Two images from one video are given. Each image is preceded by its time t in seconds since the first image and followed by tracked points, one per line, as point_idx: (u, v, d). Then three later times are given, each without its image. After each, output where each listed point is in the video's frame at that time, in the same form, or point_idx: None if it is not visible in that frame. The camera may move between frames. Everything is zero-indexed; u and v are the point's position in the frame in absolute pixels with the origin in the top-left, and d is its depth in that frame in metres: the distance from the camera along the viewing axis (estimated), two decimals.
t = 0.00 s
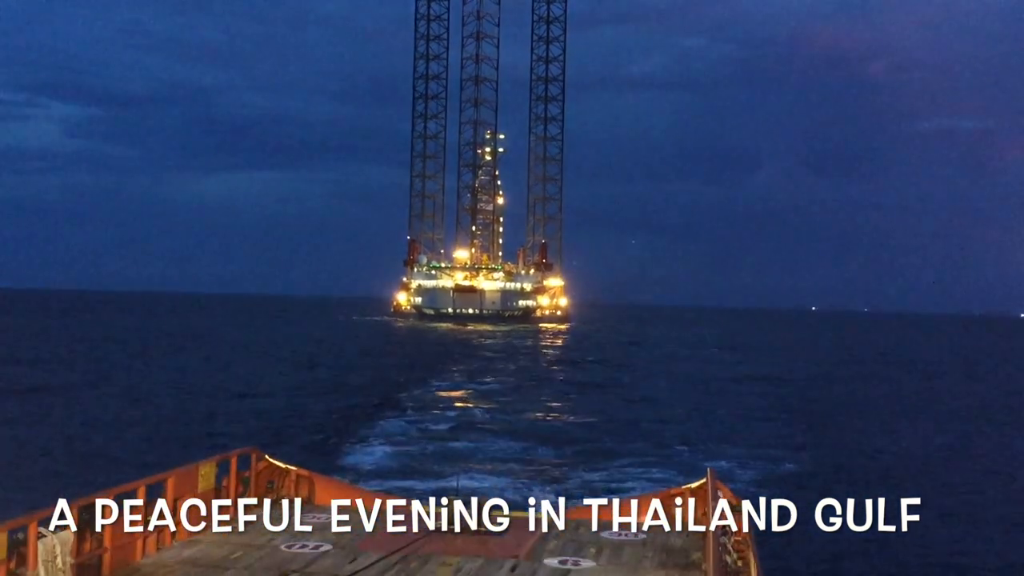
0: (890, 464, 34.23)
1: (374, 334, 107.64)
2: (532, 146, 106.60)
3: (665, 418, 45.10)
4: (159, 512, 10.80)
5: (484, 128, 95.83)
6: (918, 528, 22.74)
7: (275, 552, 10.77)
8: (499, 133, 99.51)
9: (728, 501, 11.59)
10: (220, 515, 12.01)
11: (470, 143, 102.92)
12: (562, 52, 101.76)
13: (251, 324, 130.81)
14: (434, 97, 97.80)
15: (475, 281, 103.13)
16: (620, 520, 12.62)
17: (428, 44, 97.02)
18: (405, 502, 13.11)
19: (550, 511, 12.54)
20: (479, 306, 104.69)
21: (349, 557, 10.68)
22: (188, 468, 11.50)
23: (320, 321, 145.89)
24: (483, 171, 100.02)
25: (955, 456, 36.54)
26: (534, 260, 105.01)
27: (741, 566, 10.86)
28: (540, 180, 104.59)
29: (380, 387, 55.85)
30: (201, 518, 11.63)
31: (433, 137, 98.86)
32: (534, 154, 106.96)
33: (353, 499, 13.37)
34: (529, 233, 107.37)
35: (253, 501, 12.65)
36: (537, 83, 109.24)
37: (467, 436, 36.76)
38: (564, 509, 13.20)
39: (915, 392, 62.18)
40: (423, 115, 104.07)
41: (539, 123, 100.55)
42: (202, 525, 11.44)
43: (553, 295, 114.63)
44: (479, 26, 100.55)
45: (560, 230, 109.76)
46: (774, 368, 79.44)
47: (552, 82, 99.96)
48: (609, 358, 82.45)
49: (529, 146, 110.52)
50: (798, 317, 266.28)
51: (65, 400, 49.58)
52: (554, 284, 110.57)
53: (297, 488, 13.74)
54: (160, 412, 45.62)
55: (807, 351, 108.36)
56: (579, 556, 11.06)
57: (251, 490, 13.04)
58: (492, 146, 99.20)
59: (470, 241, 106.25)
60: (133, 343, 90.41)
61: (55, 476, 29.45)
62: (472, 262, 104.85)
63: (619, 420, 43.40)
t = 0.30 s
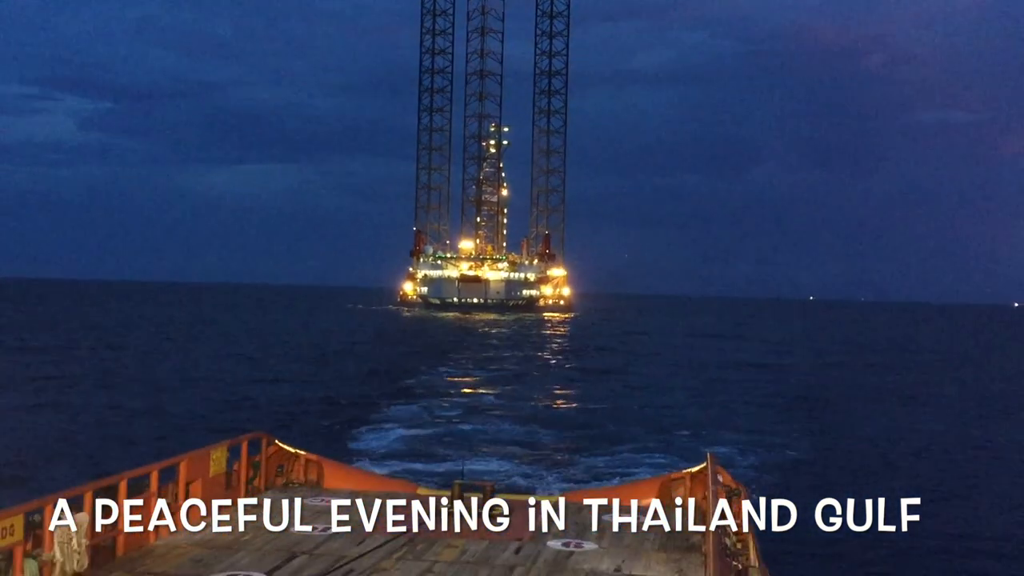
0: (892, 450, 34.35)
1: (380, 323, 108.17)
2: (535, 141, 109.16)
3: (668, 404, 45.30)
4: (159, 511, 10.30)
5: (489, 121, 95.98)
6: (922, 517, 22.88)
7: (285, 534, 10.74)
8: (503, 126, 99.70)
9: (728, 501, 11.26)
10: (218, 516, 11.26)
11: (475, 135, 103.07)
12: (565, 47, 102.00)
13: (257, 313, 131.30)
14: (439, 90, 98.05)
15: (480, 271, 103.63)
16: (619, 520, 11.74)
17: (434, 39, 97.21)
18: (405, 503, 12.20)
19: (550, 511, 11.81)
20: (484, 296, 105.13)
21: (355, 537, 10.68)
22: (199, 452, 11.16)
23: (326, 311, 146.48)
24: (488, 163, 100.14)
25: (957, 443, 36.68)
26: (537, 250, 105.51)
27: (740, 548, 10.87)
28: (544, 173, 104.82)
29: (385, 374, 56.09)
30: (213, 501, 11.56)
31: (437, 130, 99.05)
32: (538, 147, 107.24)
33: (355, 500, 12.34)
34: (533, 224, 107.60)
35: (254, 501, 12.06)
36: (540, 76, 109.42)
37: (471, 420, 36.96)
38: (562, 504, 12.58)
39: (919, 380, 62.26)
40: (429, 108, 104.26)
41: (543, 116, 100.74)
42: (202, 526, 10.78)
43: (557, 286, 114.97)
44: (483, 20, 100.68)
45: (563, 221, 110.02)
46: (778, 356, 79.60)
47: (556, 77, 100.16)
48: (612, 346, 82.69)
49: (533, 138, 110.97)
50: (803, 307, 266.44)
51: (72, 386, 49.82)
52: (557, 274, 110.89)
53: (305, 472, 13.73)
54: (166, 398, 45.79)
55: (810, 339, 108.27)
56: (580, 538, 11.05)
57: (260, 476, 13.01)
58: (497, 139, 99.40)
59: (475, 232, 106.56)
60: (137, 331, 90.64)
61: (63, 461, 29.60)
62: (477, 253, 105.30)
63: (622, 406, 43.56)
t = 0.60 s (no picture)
0: (893, 440, 34.45)
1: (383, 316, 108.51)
2: (538, 137, 109.50)
3: (671, 393, 45.47)
4: (159, 512, 10.18)
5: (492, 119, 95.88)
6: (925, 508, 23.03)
7: (296, 518, 11.05)
8: (507, 124, 99.59)
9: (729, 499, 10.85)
10: (218, 515, 10.88)
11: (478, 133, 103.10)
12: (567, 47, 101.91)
13: (259, 307, 131.49)
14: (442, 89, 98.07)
15: (485, 265, 104.44)
16: (619, 520, 11.22)
17: (439, 39, 97.13)
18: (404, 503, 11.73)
19: (550, 512, 11.32)
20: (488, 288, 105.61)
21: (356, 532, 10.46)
22: (213, 439, 11.28)
23: (328, 304, 146.84)
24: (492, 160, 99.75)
25: (958, 432, 36.86)
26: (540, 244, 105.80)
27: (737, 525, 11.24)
28: (547, 170, 104.93)
29: (392, 364, 56.27)
30: (226, 485, 11.88)
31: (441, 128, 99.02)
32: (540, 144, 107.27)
33: (355, 500, 11.93)
34: (535, 219, 107.84)
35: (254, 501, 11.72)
36: (544, 73, 109.58)
37: (477, 408, 37.18)
38: (563, 504, 12.06)
39: (918, 369, 62.50)
40: (434, 106, 104.22)
41: (545, 114, 100.88)
42: (202, 526, 10.42)
43: (559, 278, 115.21)
44: (487, 19, 100.71)
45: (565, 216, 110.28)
46: (778, 347, 79.87)
47: (558, 76, 100.10)
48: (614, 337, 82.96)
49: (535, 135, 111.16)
50: (804, 299, 266.90)
51: (80, 376, 50.06)
52: (559, 268, 111.20)
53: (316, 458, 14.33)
54: (173, 388, 45.99)
55: (811, 331, 108.51)
56: (583, 520, 11.23)
57: (273, 460, 13.55)
58: (501, 137, 99.42)
59: (480, 227, 106.67)
60: (144, 323, 90.94)
61: (73, 450, 29.78)
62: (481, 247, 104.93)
63: (626, 395, 43.69)
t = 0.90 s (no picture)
0: (888, 433, 34.47)
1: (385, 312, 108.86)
2: (537, 139, 109.75)
3: (670, 385, 45.59)
4: (160, 511, 10.10)
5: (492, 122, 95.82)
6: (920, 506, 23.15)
7: (306, 502, 11.78)
8: (508, 127, 99.46)
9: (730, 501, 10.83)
10: (219, 515, 10.76)
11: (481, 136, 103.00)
12: (566, 52, 101.88)
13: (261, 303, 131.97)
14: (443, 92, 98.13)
15: (486, 262, 104.77)
16: (619, 520, 10.99)
17: (441, 44, 97.07)
18: (404, 503, 11.60)
19: (550, 512, 11.12)
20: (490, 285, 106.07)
21: (357, 531, 10.34)
22: (227, 429, 11.95)
23: (331, 301, 147.19)
24: (493, 162, 99.68)
25: (952, 425, 36.99)
26: (539, 242, 106.00)
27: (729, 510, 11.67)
28: (547, 171, 104.98)
29: (394, 358, 56.43)
30: (240, 473, 12.60)
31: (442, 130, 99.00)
32: (538, 147, 107.27)
33: (356, 499, 11.81)
34: (536, 218, 107.95)
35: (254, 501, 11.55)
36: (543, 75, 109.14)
37: (479, 397, 37.53)
38: (563, 504, 11.83)
39: (917, 364, 62.63)
40: (437, 110, 104.26)
41: (545, 117, 100.86)
42: (203, 526, 10.28)
43: (558, 275, 115.51)
44: (489, 23, 100.74)
45: (564, 215, 110.39)
46: (777, 341, 80.07)
47: (557, 82, 100.05)
48: (614, 332, 83.03)
49: (534, 138, 111.23)
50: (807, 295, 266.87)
51: (85, 370, 50.39)
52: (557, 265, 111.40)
53: (325, 446, 14.99)
54: (176, 381, 46.30)
55: (810, 325, 108.50)
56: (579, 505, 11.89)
57: (284, 449, 14.20)
58: (502, 139, 99.34)
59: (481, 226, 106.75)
60: (148, 320, 91.39)
61: (76, 445, 30.08)
62: (483, 247, 105.40)
63: (625, 386, 43.87)
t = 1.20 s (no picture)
0: (884, 429, 34.34)
1: (385, 309, 109.01)
2: (534, 140, 109.93)
3: (668, 379, 45.58)
4: (159, 511, 10.05)
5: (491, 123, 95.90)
6: (919, 504, 22.96)
7: (310, 493, 12.04)
8: (506, 128, 99.52)
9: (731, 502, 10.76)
10: (218, 515, 10.62)
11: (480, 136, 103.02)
12: (564, 54, 102.03)
13: (262, 301, 132.16)
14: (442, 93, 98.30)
15: (485, 260, 104.99)
16: (619, 520, 10.80)
17: (440, 46, 97.20)
18: (405, 502, 11.39)
19: (550, 513, 10.87)
20: (489, 283, 106.27)
21: (359, 532, 10.17)
22: (232, 420, 12.13)
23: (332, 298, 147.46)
24: (492, 163, 99.75)
25: (950, 421, 36.87)
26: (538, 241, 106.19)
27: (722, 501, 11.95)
28: (546, 172, 105.11)
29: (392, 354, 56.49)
30: (246, 464, 12.77)
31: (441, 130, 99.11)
32: (536, 148, 107.40)
33: (356, 498, 11.72)
34: (534, 218, 108.04)
35: (255, 500, 11.40)
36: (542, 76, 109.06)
37: (478, 390, 37.64)
38: (563, 501, 11.83)
39: (916, 361, 62.58)
40: (437, 112, 104.36)
41: (544, 118, 101.00)
42: (202, 526, 10.12)
43: (556, 273, 115.69)
44: (489, 25, 100.82)
45: (563, 215, 110.48)
46: (776, 338, 80.04)
47: (554, 84, 100.16)
48: (612, 328, 83.16)
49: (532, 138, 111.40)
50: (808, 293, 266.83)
51: (85, 366, 50.46)
52: (555, 264, 111.56)
53: (329, 438, 15.15)
54: (176, 377, 46.39)
55: (809, 322, 108.48)
56: (577, 496, 12.13)
57: (289, 441, 14.32)
58: (501, 140, 99.31)
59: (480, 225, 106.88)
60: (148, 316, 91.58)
61: (73, 440, 30.13)
62: (482, 245, 105.65)
63: (622, 380, 43.88)
